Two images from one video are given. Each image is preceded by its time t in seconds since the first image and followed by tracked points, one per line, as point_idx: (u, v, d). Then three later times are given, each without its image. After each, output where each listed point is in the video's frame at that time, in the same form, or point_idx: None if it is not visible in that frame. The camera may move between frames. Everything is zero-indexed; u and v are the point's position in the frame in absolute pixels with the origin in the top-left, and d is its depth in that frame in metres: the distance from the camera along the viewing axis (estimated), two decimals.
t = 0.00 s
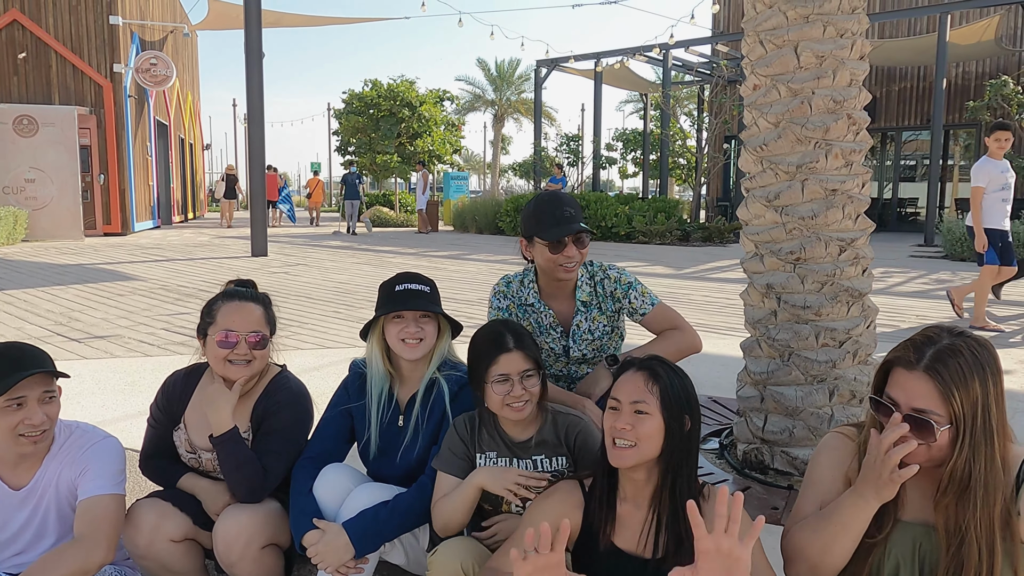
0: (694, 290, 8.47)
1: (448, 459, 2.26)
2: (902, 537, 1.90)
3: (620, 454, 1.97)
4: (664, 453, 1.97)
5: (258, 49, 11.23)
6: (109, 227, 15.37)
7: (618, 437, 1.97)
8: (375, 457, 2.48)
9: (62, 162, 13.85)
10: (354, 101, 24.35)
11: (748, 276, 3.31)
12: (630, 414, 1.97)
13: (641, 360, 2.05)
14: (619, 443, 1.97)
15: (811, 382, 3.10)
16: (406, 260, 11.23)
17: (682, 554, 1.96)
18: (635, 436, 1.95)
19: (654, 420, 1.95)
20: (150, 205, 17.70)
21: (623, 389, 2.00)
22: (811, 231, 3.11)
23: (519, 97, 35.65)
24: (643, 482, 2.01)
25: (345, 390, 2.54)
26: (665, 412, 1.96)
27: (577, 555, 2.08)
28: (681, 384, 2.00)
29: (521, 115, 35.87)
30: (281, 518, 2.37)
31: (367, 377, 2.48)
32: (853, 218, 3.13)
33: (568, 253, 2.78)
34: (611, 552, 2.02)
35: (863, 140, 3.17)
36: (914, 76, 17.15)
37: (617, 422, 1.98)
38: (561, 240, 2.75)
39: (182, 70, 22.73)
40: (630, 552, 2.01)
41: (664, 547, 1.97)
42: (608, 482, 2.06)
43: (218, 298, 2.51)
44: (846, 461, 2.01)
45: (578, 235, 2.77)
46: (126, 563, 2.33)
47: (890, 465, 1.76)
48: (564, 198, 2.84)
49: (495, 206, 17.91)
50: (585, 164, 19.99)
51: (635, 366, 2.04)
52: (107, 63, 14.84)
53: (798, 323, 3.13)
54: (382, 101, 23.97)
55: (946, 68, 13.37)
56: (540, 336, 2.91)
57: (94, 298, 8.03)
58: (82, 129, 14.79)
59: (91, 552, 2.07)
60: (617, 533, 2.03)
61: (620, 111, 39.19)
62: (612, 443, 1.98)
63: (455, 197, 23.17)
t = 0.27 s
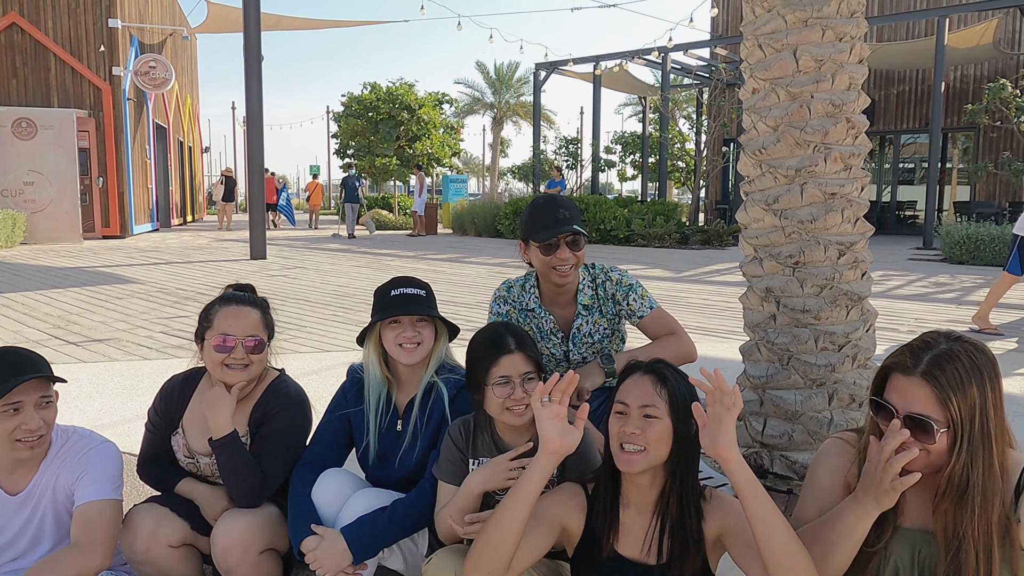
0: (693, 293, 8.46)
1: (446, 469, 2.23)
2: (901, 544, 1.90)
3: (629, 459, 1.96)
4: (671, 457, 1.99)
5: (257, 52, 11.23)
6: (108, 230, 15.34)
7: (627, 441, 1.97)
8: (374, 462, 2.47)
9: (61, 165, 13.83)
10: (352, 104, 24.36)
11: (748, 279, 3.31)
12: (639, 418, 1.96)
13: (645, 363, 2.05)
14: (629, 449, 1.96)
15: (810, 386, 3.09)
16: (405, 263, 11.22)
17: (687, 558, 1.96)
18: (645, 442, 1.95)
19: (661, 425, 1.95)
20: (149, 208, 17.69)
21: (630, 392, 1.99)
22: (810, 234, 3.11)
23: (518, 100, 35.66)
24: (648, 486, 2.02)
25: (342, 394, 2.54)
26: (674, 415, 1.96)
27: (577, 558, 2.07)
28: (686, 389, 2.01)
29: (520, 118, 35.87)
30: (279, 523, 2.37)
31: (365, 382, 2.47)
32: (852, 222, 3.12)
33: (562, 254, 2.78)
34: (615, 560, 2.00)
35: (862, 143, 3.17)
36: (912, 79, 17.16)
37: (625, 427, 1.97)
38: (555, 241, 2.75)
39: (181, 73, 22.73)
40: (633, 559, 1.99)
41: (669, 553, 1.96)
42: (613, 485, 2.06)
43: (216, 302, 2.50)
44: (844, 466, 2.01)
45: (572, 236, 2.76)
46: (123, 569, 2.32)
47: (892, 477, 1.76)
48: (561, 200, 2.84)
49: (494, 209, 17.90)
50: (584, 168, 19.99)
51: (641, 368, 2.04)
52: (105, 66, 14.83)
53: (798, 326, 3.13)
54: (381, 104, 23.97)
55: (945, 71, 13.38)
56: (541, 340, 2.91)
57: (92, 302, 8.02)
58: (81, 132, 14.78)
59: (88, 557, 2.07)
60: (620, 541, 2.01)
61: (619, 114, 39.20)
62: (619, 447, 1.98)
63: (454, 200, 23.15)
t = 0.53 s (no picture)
0: (693, 294, 8.46)
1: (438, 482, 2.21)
2: (902, 547, 1.89)
3: (630, 463, 1.96)
4: (670, 458, 1.99)
5: (257, 53, 11.23)
6: (108, 232, 15.34)
7: (628, 445, 1.96)
8: (374, 464, 2.47)
9: (61, 166, 13.84)
10: (352, 105, 24.37)
11: (749, 280, 3.30)
12: (639, 422, 1.96)
13: (646, 366, 2.06)
14: (630, 454, 1.96)
15: (811, 387, 3.08)
16: (405, 265, 11.22)
17: (686, 558, 1.95)
18: (647, 446, 1.95)
19: (661, 427, 1.96)
20: (149, 210, 17.69)
21: (630, 396, 1.99)
22: (811, 235, 3.10)
23: (518, 101, 35.67)
24: (650, 488, 2.02)
25: (342, 396, 2.52)
26: (672, 418, 1.97)
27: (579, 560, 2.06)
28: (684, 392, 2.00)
29: (520, 119, 35.90)
30: (279, 524, 2.36)
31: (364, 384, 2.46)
32: (853, 222, 3.11)
33: (567, 258, 2.76)
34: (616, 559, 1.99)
35: (863, 144, 3.17)
36: (912, 80, 17.16)
37: (626, 431, 1.96)
38: (559, 243, 2.74)
39: (181, 74, 22.74)
40: (635, 558, 1.98)
41: (669, 553, 1.96)
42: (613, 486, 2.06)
43: (214, 304, 2.49)
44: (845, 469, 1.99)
45: (576, 240, 2.73)
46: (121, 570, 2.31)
47: None
48: (575, 204, 2.82)
49: (494, 210, 17.90)
50: (584, 169, 19.99)
51: (640, 371, 2.04)
52: (105, 67, 14.84)
53: (799, 327, 3.12)
54: (382, 105, 23.97)
55: (945, 72, 13.37)
56: (554, 343, 2.92)
57: (92, 303, 8.01)
58: (81, 134, 14.78)
59: (87, 559, 2.07)
60: (622, 541, 2.01)
61: (619, 115, 39.21)
62: (621, 452, 1.97)
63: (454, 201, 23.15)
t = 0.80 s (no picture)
0: (694, 294, 8.45)
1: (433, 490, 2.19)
2: (901, 550, 1.87)
3: (622, 465, 1.96)
4: (664, 456, 1.98)
5: (258, 53, 11.23)
6: (108, 231, 15.34)
7: (619, 446, 1.96)
8: (374, 464, 2.46)
9: (61, 166, 13.83)
10: (353, 105, 24.37)
11: (749, 279, 3.29)
12: (631, 421, 1.96)
13: (640, 366, 2.05)
14: (621, 457, 1.96)
15: (811, 386, 3.07)
16: (405, 265, 11.21)
17: (682, 559, 1.94)
18: (639, 447, 1.94)
19: (654, 426, 1.95)
20: (149, 210, 17.70)
21: (621, 396, 1.98)
22: (811, 234, 3.10)
23: (518, 101, 35.66)
24: (643, 488, 2.01)
25: (341, 396, 2.51)
26: (665, 418, 1.97)
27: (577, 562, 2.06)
28: (676, 393, 2.00)
29: (521, 119, 35.89)
30: (278, 524, 2.36)
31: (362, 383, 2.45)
32: (853, 222, 3.11)
33: (557, 269, 2.65)
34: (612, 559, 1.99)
35: (863, 143, 3.16)
36: (912, 81, 17.15)
37: (617, 430, 1.96)
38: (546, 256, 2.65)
39: (181, 74, 22.75)
40: (633, 557, 1.98)
41: (664, 554, 1.95)
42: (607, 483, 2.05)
43: (214, 305, 2.48)
44: (842, 474, 1.96)
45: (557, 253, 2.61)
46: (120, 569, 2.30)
47: None
48: (578, 209, 2.65)
49: (495, 210, 17.90)
50: (584, 169, 19.98)
51: (634, 371, 2.04)
52: (106, 67, 14.84)
53: (799, 327, 3.11)
54: (382, 105, 23.97)
55: (945, 73, 13.36)
56: (571, 346, 2.89)
57: (92, 302, 8.01)
58: (81, 134, 14.78)
59: (86, 558, 2.06)
60: (620, 541, 2.00)
61: (619, 115, 39.20)
62: (613, 453, 1.97)
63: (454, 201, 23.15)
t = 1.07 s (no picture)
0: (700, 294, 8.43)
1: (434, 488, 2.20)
2: (900, 549, 1.87)
3: (622, 460, 1.95)
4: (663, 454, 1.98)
5: (265, 53, 11.26)
6: (117, 231, 15.41)
7: (618, 442, 1.96)
8: (377, 462, 2.47)
9: (70, 166, 13.90)
10: (360, 105, 24.40)
11: (754, 279, 3.28)
12: (630, 417, 1.96)
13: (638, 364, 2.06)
14: (620, 450, 1.96)
15: (817, 386, 3.06)
16: (411, 264, 11.22)
17: (680, 560, 1.94)
18: (640, 442, 1.94)
19: (654, 423, 1.95)
20: (157, 209, 17.77)
21: (621, 392, 1.99)
22: (817, 234, 3.08)
23: (525, 101, 35.65)
24: (642, 488, 2.01)
25: (345, 394, 2.52)
26: (664, 415, 1.97)
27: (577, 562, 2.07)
28: (675, 390, 2.01)
29: (527, 119, 35.89)
30: (283, 522, 2.36)
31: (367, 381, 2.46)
32: (860, 221, 3.10)
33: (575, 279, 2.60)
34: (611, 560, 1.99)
35: (870, 142, 3.14)
36: (921, 80, 17.06)
37: (617, 426, 1.96)
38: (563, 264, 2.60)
39: (189, 75, 22.83)
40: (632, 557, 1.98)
41: (664, 554, 1.95)
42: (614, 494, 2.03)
43: (233, 299, 2.50)
44: (843, 475, 1.95)
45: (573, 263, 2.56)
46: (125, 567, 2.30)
47: None
48: (598, 217, 2.57)
49: (501, 210, 17.90)
50: (591, 168, 19.95)
51: (632, 369, 2.04)
52: (115, 67, 14.90)
53: (804, 327, 3.10)
54: (389, 105, 23.99)
55: (954, 72, 13.28)
56: (590, 353, 2.87)
57: (101, 301, 8.04)
58: (90, 133, 14.86)
59: (91, 556, 2.07)
60: (619, 541, 2.00)
61: (626, 115, 39.14)
62: (612, 449, 1.97)
63: (461, 201, 23.16)
